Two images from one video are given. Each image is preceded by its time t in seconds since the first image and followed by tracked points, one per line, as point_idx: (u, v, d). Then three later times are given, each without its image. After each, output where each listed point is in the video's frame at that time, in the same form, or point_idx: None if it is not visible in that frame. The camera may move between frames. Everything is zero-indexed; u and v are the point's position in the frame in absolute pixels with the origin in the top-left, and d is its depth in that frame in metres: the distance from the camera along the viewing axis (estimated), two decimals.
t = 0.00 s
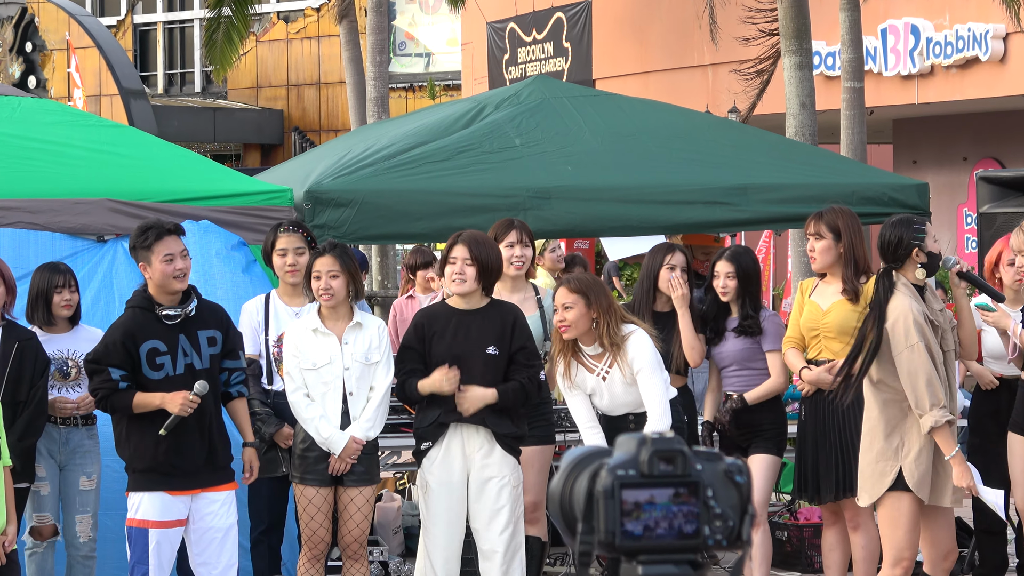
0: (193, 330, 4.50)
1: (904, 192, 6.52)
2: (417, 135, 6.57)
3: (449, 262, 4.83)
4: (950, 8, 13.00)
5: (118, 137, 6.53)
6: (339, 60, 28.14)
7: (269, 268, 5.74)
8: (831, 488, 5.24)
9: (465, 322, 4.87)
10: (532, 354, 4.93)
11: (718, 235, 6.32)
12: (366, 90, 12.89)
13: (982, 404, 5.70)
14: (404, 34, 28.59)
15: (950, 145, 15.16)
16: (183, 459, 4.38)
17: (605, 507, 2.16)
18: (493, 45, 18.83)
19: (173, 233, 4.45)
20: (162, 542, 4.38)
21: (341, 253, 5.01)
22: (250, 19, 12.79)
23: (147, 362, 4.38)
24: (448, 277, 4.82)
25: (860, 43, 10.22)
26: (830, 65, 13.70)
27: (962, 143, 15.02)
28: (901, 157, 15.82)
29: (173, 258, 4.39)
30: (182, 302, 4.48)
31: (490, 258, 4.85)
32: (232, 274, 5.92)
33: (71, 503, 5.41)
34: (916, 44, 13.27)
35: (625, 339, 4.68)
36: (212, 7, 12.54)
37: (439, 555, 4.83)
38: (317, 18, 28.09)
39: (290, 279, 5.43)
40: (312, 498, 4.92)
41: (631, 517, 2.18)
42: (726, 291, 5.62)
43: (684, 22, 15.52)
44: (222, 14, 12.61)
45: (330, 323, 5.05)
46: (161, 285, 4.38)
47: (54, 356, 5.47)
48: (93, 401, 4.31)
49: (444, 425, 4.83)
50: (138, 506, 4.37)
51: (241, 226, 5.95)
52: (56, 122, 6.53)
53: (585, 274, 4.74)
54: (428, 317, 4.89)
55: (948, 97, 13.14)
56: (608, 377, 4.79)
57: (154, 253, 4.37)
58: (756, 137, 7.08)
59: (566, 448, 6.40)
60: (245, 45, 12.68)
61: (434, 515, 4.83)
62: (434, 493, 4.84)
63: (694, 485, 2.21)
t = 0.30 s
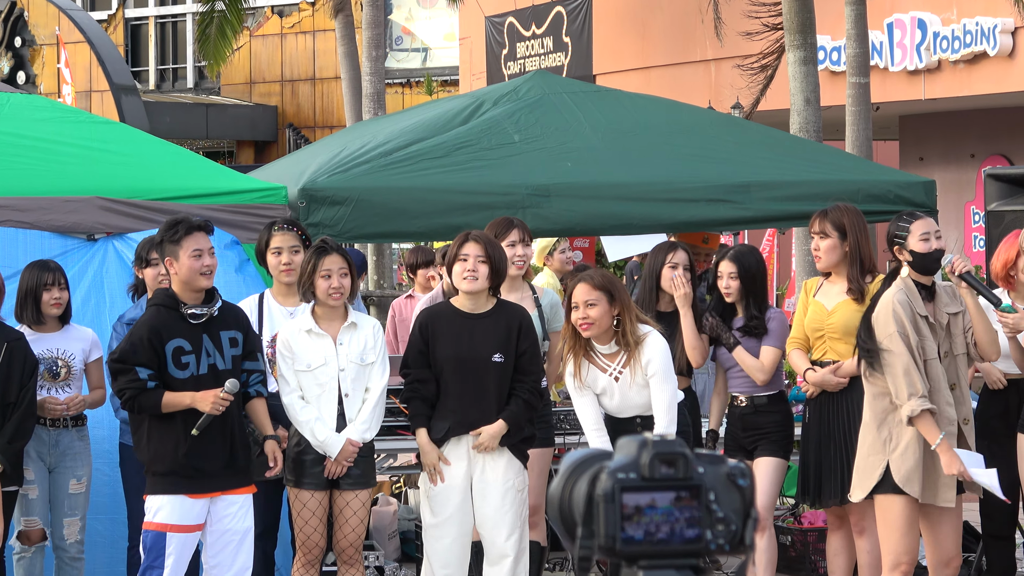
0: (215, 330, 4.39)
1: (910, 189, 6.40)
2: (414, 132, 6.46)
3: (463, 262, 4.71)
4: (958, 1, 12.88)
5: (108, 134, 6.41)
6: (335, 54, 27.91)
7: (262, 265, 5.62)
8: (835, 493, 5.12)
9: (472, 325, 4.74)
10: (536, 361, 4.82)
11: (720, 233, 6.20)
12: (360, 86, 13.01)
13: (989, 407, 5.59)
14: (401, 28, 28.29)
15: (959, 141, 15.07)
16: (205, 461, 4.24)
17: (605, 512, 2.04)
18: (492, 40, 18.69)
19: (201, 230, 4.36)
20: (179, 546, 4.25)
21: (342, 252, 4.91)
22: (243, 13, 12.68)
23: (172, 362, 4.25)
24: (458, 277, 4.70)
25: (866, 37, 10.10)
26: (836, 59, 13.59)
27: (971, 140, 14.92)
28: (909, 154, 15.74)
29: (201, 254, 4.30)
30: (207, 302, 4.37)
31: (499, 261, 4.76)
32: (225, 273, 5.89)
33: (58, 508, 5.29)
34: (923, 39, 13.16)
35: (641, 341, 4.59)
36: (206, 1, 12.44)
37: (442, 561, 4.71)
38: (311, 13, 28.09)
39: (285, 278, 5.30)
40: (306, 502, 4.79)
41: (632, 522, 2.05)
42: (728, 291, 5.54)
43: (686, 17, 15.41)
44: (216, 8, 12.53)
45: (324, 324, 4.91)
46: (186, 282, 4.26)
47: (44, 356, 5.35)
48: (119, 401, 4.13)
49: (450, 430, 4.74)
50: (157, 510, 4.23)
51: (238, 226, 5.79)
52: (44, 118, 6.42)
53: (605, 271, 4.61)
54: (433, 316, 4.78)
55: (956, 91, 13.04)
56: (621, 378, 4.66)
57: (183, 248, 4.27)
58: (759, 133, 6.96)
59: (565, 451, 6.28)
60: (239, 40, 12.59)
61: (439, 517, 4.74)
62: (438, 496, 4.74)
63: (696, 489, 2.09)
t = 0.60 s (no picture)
0: (228, 334, 4.26)
1: (916, 189, 6.28)
2: (410, 130, 6.34)
3: (469, 263, 4.57)
4: None
5: (99, 132, 6.29)
6: (329, 51, 27.56)
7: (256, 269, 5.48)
8: (839, 499, 4.97)
9: (471, 328, 4.63)
10: (536, 360, 4.72)
11: (723, 233, 6.08)
12: (355, 83, 12.83)
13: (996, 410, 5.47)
14: (397, 25, 28.05)
15: (965, 139, 14.98)
16: (209, 463, 4.11)
17: (605, 517, 1.99)
18: (490, 37, 18.54)
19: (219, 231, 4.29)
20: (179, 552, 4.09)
21: (342, 253, 4.79)
22: (236, 9, 12.58)
23: (184, 363, 4.13)
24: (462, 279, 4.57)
25: (870, 34, 9.97)
26: (840, 56, 13.51)
27: (978, 138, 14.82)
28: (914, 153, 15.66)
29: (218, 254, 4.21)
30: (222, 303, 4.26)
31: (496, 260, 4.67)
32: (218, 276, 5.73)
33: (47, 513, 5.15)
34: (929, 35, 13.09)
35: (671, 346, 4.45)
36: None
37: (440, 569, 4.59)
38: (306, 7, 27.49)
39: (281, 278, 5.18)
40: (305, 506, 4.61)
41: (633, 528, 2.00)
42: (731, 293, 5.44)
43: (687, 13, 15.31)
44: (207, 4, 12.48)
45: (322, 326, 4.76)
46: (203, 283, 4.17)
47: (33, 358, 5.21)
48: (135, 403, 4.04)
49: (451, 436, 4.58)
50: (160, 510, 4.08)
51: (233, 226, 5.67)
52: (32, 116, 6.30)
53: (627, 273, 4.43)
54: (431, 316, 4.67)
55: (963, 88, 12.94)
56: (642, 383, 4.48)
57: (199, 248, 4.18)
58: (762, 131, 6.85)
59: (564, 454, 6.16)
60: (230, 35, 12.49)
61: (438, 524, 4.60)
62: (436, 501, 4.61)
63: (698, 494, 2.03)
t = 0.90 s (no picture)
0: (218, 335, 4.13)
1: (920, 187, 6.17)
2: (404, 127, 6.23)
3: (472, 262, 4.46)
4: None
5: (85, 129, 6.18)
6: (321, 47, 27.31)
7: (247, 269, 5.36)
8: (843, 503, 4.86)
9: (466, 326, 4.51)
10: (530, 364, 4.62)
11: (723, 232, 5.97)
12: (348, 80, 12.69)
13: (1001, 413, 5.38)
14: (391, 19, 27.78)
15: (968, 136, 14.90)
16: (196, 468, 4.00)
17: (602, 523, 1.88)
18: (486, 33, 18.42)
19: (211, 229, 4.17)
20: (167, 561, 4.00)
21: (336, 252, 4.63)
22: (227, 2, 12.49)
23: (170, 362, 4.01)
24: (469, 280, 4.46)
25: (874, 29, 9.86)
26: (842, 52, 13.43)
27: (981, 135, 14.72)
28: (919, 150, 15.57)
29: (209, 252, 4.10)
30: (212, 302, 4.15)
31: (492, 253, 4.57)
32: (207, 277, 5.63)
33: (34, 517, 5.03)
34: (933, 30, 12.96)
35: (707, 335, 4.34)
36: None
37: None
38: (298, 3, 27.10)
39: (275, 277, 5.06)
40: (297, 501, 4.50)
41: (631, 533, 1.90)
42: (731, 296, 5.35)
43: (686, 8, 15.20)
44: None
45: (315, 327, 4.64)
46: (192, 281, 4.06)
47: (20, 360, 5.10)
48: (117, 402, 3.91)
49: (446, 440, 4.47)
50: (146, 517, 3.98)
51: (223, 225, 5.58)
52: (20, 113, 6.18)
53: (670, 252, 4.37)
54: (429, 316, 4.52)
55: (967, 85, 12.84)
56: (676, 371, 4.33)
57: (190, 246, 4.07)
58: (763, 129, 6.74)
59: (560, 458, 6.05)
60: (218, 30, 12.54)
61: (431, 528, 4.48)
62: (431, 506, 4.49)
63: (697, 497, 1.93)
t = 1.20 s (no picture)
0: (184, 332, 4.07)
1: (909, 182, 6.10)
2: (387, 121, 6.15)
3: (453, 260, 4.37)
4: None
5: (64, 123, 6.10)
6: (301, 40, 25.27)
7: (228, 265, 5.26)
8: (831, 502, 4.80)
9: (449, 323, 4.42)
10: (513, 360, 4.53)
11: (710, 228, 5.90)
12: (329, 72, 12.67)
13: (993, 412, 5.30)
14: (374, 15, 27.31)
15: (958, 131, 14.83)
16: (164, 470, 3.94)
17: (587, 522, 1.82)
18: (471, 25, 18.31)
19: (172, 223, 4.09)
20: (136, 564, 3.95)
21: (305, 248, 4.58)
22: None
23: (129, 361, 3.94)
24: (453, 280, 4.37)
25: (863, 23, 9.79)
26: (831, 45, 13.33)
27: (971, 130, 14.68)
28: (908, 145, 15.52)
29: (169, 248, 4.01)
30: (176, 300, 4.06)
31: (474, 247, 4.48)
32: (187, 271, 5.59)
33: (11, 516, 4.86)
34: (923, 24, 12.94)
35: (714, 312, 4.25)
36: None
37: None
38: None
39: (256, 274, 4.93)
40: (263, 511, 4.41)
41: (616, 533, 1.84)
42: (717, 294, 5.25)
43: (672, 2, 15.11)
44: None
45: (282, 323, 4.56)
46: (153, 278, 3.98)
47: None
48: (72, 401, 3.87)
49: (431, 439, 4.38)
50: (112, 517, 3.92)
51: (203, 220, 5.51)
52: None
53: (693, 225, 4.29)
54: (406, 313, 4.44)
55: (958, 79, 12.79)
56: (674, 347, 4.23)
57: (149, 241, 3.98)
58: (751, 123, 6.67)
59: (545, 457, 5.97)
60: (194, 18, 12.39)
61: (415, 530, 4.40)
62: (414, 507, 4.41)
63: (684, 497, 1.87)
